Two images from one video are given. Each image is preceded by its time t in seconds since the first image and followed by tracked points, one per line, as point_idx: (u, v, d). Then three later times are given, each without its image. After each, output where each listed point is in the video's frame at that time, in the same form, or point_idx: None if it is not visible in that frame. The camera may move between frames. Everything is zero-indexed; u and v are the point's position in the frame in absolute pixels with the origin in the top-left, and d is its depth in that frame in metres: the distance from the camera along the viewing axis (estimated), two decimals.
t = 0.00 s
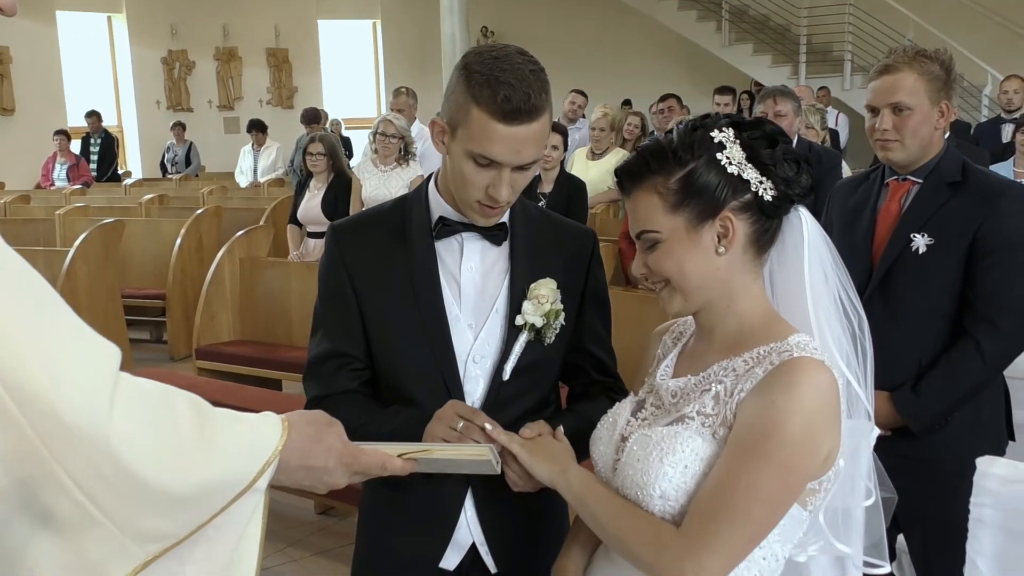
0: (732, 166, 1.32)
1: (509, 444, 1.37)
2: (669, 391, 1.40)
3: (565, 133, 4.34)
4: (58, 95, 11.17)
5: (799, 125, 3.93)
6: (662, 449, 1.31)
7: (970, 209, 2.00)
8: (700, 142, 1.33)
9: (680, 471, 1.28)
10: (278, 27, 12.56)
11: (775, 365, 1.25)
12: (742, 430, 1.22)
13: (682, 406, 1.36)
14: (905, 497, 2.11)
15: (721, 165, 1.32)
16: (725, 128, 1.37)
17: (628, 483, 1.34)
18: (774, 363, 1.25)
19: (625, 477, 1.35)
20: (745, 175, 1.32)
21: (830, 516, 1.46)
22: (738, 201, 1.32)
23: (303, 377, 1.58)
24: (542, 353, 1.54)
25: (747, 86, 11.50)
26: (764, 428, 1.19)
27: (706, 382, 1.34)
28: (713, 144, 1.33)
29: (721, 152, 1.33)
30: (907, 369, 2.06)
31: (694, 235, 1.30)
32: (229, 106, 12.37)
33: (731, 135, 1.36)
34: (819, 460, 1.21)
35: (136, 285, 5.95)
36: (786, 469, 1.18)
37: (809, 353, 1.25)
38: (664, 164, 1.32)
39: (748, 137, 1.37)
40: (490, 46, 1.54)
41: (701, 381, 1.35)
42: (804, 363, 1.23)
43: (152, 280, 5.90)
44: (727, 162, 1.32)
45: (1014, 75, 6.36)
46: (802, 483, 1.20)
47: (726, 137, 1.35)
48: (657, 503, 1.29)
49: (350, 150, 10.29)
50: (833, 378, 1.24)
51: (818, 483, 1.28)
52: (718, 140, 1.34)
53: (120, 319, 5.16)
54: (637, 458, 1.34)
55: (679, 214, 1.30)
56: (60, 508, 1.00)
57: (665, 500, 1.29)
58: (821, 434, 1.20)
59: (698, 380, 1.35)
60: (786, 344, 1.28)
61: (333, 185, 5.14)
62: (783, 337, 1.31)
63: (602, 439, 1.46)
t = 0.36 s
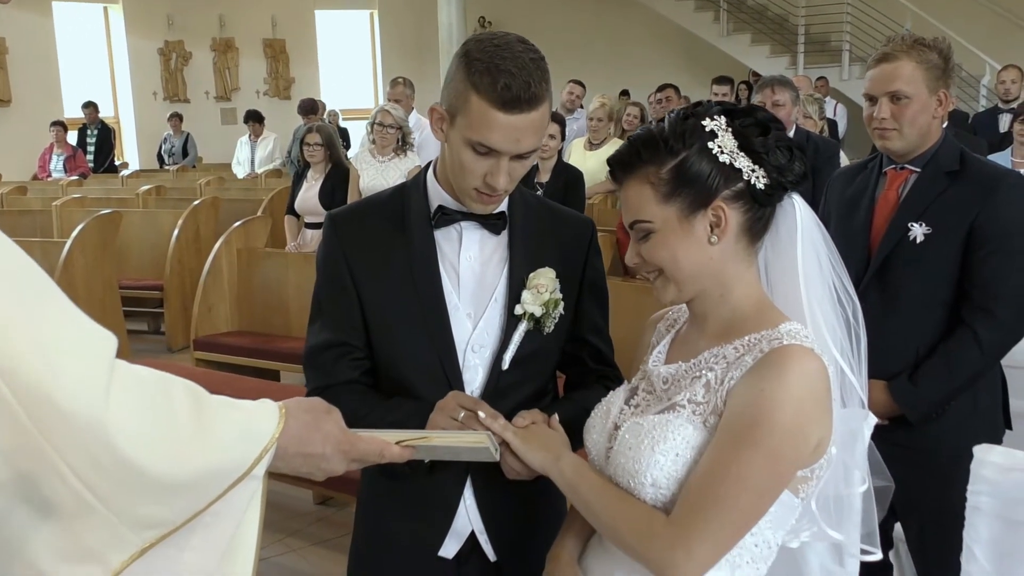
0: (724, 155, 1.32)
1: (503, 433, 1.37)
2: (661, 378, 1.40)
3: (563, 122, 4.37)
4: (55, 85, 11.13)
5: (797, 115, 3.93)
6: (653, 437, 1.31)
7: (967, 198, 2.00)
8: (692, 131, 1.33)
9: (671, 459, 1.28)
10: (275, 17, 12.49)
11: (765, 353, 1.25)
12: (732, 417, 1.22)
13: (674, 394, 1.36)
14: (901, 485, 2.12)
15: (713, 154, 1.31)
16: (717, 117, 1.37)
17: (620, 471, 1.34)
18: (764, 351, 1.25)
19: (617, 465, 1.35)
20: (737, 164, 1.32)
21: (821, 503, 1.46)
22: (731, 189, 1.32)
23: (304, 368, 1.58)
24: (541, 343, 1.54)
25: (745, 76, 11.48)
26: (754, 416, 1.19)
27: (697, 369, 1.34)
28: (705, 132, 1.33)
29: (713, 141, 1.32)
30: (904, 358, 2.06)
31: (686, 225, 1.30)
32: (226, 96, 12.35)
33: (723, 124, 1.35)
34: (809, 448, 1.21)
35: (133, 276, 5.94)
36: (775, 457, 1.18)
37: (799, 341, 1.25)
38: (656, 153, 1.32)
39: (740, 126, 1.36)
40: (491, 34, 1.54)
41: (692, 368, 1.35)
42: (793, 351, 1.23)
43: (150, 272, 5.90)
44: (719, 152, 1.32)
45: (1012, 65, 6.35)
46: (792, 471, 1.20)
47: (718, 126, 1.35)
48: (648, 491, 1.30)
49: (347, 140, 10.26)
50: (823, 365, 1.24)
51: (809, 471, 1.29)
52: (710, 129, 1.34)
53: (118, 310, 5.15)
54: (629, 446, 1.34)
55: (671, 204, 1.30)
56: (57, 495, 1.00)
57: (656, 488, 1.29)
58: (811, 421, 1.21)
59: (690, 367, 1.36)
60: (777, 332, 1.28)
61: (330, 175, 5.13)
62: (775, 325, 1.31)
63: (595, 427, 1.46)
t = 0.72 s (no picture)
0: (717, 141, 1.31)
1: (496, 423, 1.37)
2: (653, 365, 1.40)
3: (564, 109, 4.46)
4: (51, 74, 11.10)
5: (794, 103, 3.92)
6: (646, 425, 1.31)
7: (964, 186, 2.00)
8: (685, 118, 1.32)
9: (664, 446, 1.29)
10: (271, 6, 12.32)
11: (758, 340, 1.25)
12: (726, 404, 1.22)
13: (666, 381, 1.36)
14: (897, 472, 2.13)
15: (706, 141, 1.31)
16: (710, 103, 1.36)
17: (613, 458, 1.35)
18: (757, 338, 1.25)
19: (610, 453, 1.35)
20: (730, 150, 1.32)
21: (813, 488, 1.50)
22: (724, 175, 1.32)
23: (301, 354, 1.58)
24: (537, 331, 1.54)
25: (743, 65, 11.45)
26: (748, 403, 1.19)
27: (690, 356, 1.34)
28: (698, 118, 1.33)
29: (706, 127, 1.32)
30: (900, 346, 2.07)
31: (680, 211, 1.29)
32: (223, 85, 12.39)
33: (715, 110, 1.35)
34: (802, 435, 1.22)
35: (130, 265, 5.93)
36: (768, 444, 1.18)
37: (792, 328, 1.25)
38: (649, 140, 1.32)
39: (733, 112, 1.36)
40: (483, 18, 1.53)
41: (685, 355, 1.35)
42: (786, 338, 1.23)
43: (147, 260, 5.89)
44: (712, 138, 1.32)
45: (1009, 53, 6.35)
46: (786, 457, 1.20)
47: (711, 111, 1.34)
48: (641, 479, 1.30)
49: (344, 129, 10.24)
50: (816, 352, 1.24)
51: (802, 458, 1.29)
52: (702, 115, 1.33)
53: (115, 299, 5.14)
54: (622, 433, 1.34)
55: (665, 190, 1.30)
56: (54, 480, 0.99)
57: (649, 475, 1.29)
58: (804, 408, 1.21)
59: (683, 354, 1.36)
60: (770, 319, 1.28)
61: (327, 164, 5.12)
62: (768, 311, 1.31)
63: (588, 414, 1.46)
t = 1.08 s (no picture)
0: (702, 127, 1.31)
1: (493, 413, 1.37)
2: (647, 352, 1.40)
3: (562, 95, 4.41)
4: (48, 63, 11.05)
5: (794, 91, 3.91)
6: (639, 412, 1.31)
7: (962, 175, 2.00)
8: (670, 105, 1.32)
9: (658, 433, 1.29)
10: None
11: (751, 326, 1.25)
12: (719, 392, 1.22)
13: (659, 368, 1.36)
14: (895, 460, 2.14)
15: (691, 127, 1.31)
16: (695, 89, 1.36)
17: (607, 446, 1.35)
18: (751, 323, 1.25)
19: (604, 440, 1.35)
20: (716, 135, 1.31)
21: (809, 471, 1.49)
22: (712, 161, 1.31)
23: (298, 339, 1.58)
24: (534, 319, 1.54)
25: (742, 53, 11.41)
26: (741, 390, 1.19)
27: (684, 343, 1.34)
28: (683, 105, 1.32)
29: (691, 113, 1.32)
30: (898, 334, 2.07)
31: (669, 199, 1.29)
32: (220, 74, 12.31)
33: (700, 96, 1.34)
34: (796, 421, 1.22)
35: (128, 253, 5.92)
36: (762, 431, 1.18)
37: (785, 314, 1.25)
38: (635, 129, 1.32)
39: (717, 97, 1.36)
40: (482, 7, 1.53)
41: (678, 342, 1.35)
42: (778, 324, 1.23)
43: (145, 248, 5.88)
44: (697, 124, 1.31)
45: (1009, 41, 6.33)
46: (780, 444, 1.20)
47: (695, 97, 1.34)
48: (634, 466, 1.30)
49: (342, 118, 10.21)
50: (809, 338, 1.24)
51: (796, 443, 1.29)
52: (687, 102, 1.33)
53: (113, 287, 5.14)
54: (615, 421, 1.34)
55: (653, 178, 1.29)
56: (53, 467, 1.00)
57: (643, 463, 1.30)
58: (799, 394, 1.21)
59: (676, 341, 1.36)
60: (763, 305, 1.28)
61: (325, 152, 5.10)
62: (761, 297, 1.31)
63: (581, 402, 1.46)
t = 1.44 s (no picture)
0: (688, 114, 1.31)
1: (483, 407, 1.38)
2: (636, 339, 1.40)
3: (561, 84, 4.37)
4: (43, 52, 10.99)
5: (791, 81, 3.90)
6: (626, 399, 1.31)
7: (958, 163, 2.00)
8: (655, 93, 1.32)
9: (645, 419, 1.29)
10: None
11: (736, 310, 1.25)
12: (704, 377, 1.22)
13: (647, 354, 1.37)
14: (892, 448, 2.14)
15: (678, 115, 1.30)
16: (679, 76, 1.36)
17: (595, 433, 1.35)
18: (736, 307, 1.26)
19: (593, 427, 1.36)
20: (702, 122, 1.31)
21: (799, 456, 1.52)
22: (699, 147, 1.31)
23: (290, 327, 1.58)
24: (523, 306, 1.55)
25: (739, 42, 11.38)
26: (728, 375, 1.19)
27: (672, 330, 1.34)
28: (668, 93, 1.32)
29: (676, 101, 1.31)
30: (894, 323, 2.08)
31: (658, 186, 1.29)
32: (217, 63, 12.41)
33: (685, 83, 1.34)
34: (784, 405, 1.22)
35: (125, 243, 5.91)
36: (751, 417, 1.18)
37: (770, 298, 1.25)
38: (622, 118, 1.31)
39: (702, 84, 1.35)
40: None
41: (666, 329, 1.35)
42: (764, 309, 1.23)
43: (141, 238, 5.86)
44: (683, 111, 1.31)
45: (1007, 30, 6.33)
46: (766, 428, 1.20)
47: (680, 85, 1.34)
48: (623, 452, 1.31)
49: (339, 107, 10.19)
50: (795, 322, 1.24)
51: (785, 427, 1.30)
52: (672, 89, 1.33)
53: (110, 277, 5.12)
54: (604, 408, 1.34)
55: (641, 167, 1.29)
56: (51, 458, 0.99)
57: (631, 449, 1.30)
58: (784, 376, 1.21)
59: (664, 328, 1.36)
60: (749, 290, 1.28)
61: (322, 141, 5.09)
62: (748, 282, 1.31)
63: (573, 390, 1.47)
